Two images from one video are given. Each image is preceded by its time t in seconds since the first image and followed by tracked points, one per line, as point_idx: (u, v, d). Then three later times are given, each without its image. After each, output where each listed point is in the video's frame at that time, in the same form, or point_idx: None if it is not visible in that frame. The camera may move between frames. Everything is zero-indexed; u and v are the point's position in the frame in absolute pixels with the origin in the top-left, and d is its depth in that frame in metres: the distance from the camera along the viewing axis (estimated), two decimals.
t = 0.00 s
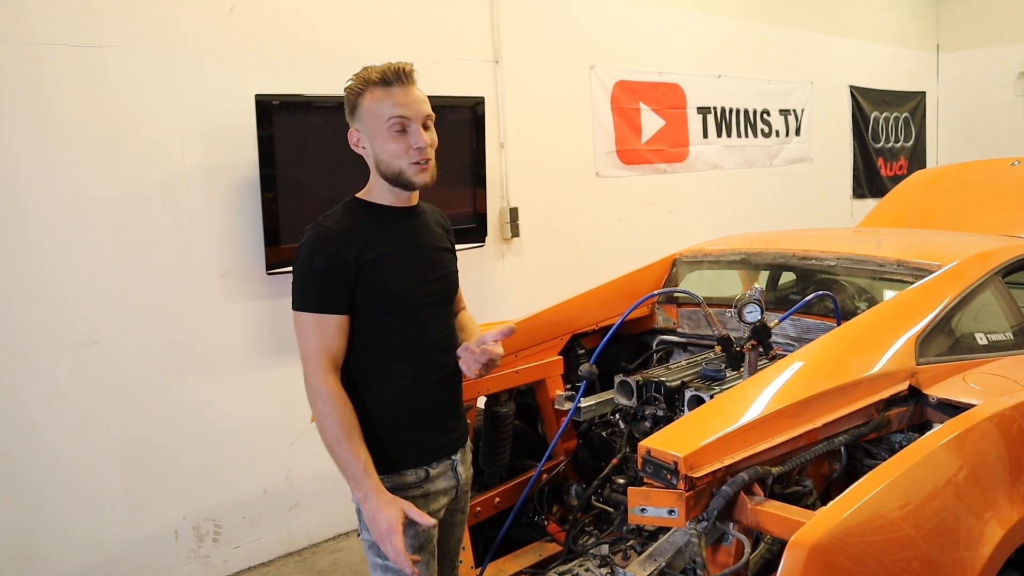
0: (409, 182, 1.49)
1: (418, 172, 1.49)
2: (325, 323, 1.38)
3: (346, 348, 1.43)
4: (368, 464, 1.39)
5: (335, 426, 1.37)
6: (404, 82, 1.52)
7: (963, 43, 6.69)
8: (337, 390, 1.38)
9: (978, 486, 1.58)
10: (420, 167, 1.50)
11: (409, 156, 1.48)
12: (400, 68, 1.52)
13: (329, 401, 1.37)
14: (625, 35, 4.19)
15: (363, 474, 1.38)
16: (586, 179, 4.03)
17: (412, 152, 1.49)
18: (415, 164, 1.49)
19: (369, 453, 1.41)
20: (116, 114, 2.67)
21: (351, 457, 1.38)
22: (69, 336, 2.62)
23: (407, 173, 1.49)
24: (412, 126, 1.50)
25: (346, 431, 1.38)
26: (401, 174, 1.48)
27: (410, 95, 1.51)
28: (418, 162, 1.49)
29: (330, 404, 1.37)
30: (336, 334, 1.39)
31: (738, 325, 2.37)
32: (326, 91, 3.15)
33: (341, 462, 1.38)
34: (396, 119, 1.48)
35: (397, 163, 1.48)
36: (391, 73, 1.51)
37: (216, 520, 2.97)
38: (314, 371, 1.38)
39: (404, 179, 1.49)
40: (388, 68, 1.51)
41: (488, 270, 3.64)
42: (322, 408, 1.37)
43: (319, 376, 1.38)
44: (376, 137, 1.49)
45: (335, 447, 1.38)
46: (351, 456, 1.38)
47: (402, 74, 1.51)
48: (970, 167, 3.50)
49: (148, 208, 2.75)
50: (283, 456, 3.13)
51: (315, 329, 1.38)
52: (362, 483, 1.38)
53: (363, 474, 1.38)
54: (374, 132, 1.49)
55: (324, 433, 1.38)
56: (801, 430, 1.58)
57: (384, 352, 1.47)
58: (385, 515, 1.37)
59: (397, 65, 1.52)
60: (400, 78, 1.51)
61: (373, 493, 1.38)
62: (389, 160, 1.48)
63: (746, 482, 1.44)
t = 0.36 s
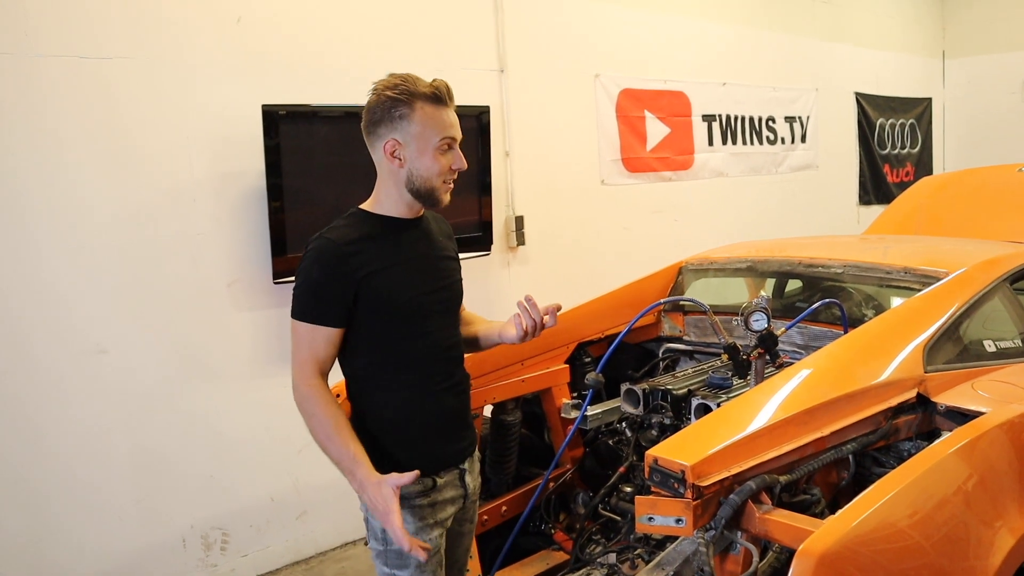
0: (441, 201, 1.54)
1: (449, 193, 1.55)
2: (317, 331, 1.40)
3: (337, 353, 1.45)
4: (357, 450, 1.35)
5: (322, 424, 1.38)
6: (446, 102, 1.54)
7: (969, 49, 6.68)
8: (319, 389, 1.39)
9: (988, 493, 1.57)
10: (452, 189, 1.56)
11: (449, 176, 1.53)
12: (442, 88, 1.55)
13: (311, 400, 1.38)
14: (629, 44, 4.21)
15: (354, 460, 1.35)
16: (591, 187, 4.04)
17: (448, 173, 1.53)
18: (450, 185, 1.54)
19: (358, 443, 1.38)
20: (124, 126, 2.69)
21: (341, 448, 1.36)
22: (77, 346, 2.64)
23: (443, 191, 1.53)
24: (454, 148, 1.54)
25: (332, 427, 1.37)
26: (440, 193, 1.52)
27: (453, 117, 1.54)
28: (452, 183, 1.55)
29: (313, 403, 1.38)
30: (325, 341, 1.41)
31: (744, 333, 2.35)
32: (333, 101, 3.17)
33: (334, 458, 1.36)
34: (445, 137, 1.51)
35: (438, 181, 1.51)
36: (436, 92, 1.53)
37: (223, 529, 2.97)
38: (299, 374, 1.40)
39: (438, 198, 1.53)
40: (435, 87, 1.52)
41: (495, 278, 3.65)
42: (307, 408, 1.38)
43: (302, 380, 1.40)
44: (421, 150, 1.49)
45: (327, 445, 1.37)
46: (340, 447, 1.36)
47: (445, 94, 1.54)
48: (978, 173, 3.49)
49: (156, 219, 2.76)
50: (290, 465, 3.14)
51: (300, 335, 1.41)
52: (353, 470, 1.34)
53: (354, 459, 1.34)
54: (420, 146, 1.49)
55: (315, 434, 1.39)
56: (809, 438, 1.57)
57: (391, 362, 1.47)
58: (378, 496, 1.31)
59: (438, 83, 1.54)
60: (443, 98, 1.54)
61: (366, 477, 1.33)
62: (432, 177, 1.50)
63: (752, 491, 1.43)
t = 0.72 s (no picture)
0: (406, 196, 1.51)
1: (416, 187, 1.50)
2: (341, 338, 1.38)
3: (364, 363, 1.43)
4: (401, 475, 1.43)
5: (366, 444, 1.39)
6: (417, 97, 1.53)
7: (972, 53, 6.68)
8: (362, 408, 1.39)
9: (992, 499, 1.57)
10: (420, 181, 1.50)
11: (411, 170, 1.50)
12: (414, 84, 1.54)
13: (356, 420, 1.38)
14: (631, 49, 4.21)
15: (403, 484, 1.42)
16: (594, 192, 4.04)
17: (410, 167, 1.50)
18: (412, 179, 1.50)
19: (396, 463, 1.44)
20: (127, 132, 2.70)
21: (385, 472, 1.41)
22: (81, 352, 2.65)
23: (406, 187, 1.50)
24: (419, 141, 1.51)
25: (375, 449, 1.40)
26: (399, 187, 1.50)
27: (420, 110, 1.52)
28: (418, 176, 1.50)
29: (355, 423, 1.38)
30: (356, 352, 1.40)
31: (747, 338, 2.37)
32: (336, 107, 3.17)
33: (373, 479, 1.40)
34: (404, 132, 1.50)
35: (398, 176, 1.50)
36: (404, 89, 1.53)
37: (227, 535, 2.98)
38: (338, 390, 1.38)
39: (403, 194, 1.51)
40: (401, 84, 1.54)
41: (497, 283, 3.65)
42: (350, 428, 1.38)
43: (344, 395, 1.38)
44: (384, 150, 1.53)
45: (367, 465, 1.40)
46: (385, 470, 1.40)
47: (415, 90, 1.54)
48: (981, 177, 3.48)
49: (160, 225, 2.78)
50: (293, 470, 3.14)
51: (337, 349, 1.38)
52: (403, 496, 1.41)
53: (404, 484, 1.42)
54: (383, 145, 1.52)
55: (351, 451, 1.40)
56: (812, 444, 1.57)
57: (394, 369, 1.47)
58: (433, 525, 1.44)
59: (411, 81, 1.54)
60: (412, 93, 1.53)
61: (418, 502, 1.44)
62: (392, 173, 1.51)
63: (756, 496, 1.43)
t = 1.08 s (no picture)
0: (396, 202, 1.50)
1: (404, 192, 1.49)
2: (334, 342, 1.38)
3: (357, 367, 1.43)
4: (373, 491, 1.41)
5: (346, 451, 1.38)
6: (401, 102, 1.53)
7: (969, 56, 6.69)
8: (349, 415, 1.39)
9: (992, 502, 1.56)
10: (406, 186, 1.49)
11: (397, 176, 1.49)
12: (398, 90, 1.54)
13: (341, 426, 1.38)
14: (629, 52, 4.22)
15: (372, 500, 1.40)
16: (592, 195, 4.04)
17: (396, 173, 1.50)
18: (399, 184, 1.49)
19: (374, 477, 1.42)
20: (126, 137, 2.70)
21: (358, 485, 1.39)
22: (79, 356, 2.64)
23: (395, 192, 1.50)
24: (403, 146, 1.51)
25: (355, 458, 1.39)
26: (388, 194, 1.50)
27: (403, 114, 1.52)
28: (404, 181, 1.49)
29: (341, 429, 1.38)
30: (347, 356, 1.39)
31: (745, 341, 2.36)
32: (334, 111, 3.18)
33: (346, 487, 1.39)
34: (387, 139, 1.51)
35: (385, 183, 1.51)
36: (388, 95, 1.54)
37: (226, 540, 2.97)
38: (328, 393, 1.39)
39: (392, 200, 1.51)
40: (386, 91, 1.55)
41: (496, 287, 3.65)
42: (333, 433, 1.38)
43: (333, 399, 1.38)
44: (374, 159, 1.54)
45: (343, 473, 1.39)
46: (360, 481, 1.39)
47: (399, 95, 1.53)
48: (980, 180, 3.48)
49: (158, 229, 2.77)
50: (292, 474, 3.13)
51: (330, 352, 1.38)
52: (369, 513, 1.39)
53: (372, 500, 1.40)
54: (372, 155, 1.54)
55: (332, 456, 1.39)
56: (811, 448, 1.57)
57: (392, 374, 1.47)
58: (392, 548, 1.40)
59: (395, 86, 1.55)
60: (396, 98, 1.53)
61: (383, 522, 1.40)
62: (381, 181, 1.52)
63: (755, 500, 1.43)
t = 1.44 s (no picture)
0: (399, 205, 1.50)
1: (408, 195, 1.50)
2: (334, 346, 1.38)
3: (355, 371, 1.43)
4: (359, 499, 1.41)
5: (337, 456, 1.39)
6: (404, 105, 1.53)
7: (964, 60, 6.72)
8: (342, 421, 1.39)
9: (989, 505, 1.57)
10: (410, 189, 1.50)
11: (400, 179, 1.49)
12: (401, 93, 1.54)
13: (335, 432, 1.38)
14: (627, 56, 4.23)
15: (357, 508, 1.41)
16: (590, 198, 4.05)
17: (399, 176, 1.50)
18: (403, 188, 1.49)
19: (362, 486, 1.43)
20: (123, 140, 2.70)
21: (343, 493, 1.40)
22: (76, 360, 2.63)
23: (398, 196, 1.50)
24: (406, 150, 1.51)
25: (346, 464, 1.40)
26: (391, 197, 1.50)
27: (406, 118, 1.52)
28: (407, 184, 1.49)
29: (334, 435, 1.39)
30: (345, 360, 1.39)
31: (743, 344, 2.38)
32: (332, 115, 3.18)
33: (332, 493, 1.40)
34: (391, 143, 1.51)
35: (389, 187, 1.50)
36: (391, 99, 1.54)
37: (223, 544, 2.96)
38: (325, 397, 1.39)
39: (395, 203, 1.51)
40: (389, 95, 1.55)
41: (494, 290, 3.65)
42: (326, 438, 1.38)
43: (328, 404, 1.39)
44: (376, 162, 1.54)
45: (332, 478, 1.40)
46: (347, 488, 1.40)
47: (402, 98, 1.54)
48: (975, 183, 3.49)
49: (155, 232, 2.77)
50: (289, 478, 3.13)
51: (328, 356, 1.38)
52: (352, 521, 1.40)
53: (357, 509, 1.40)
54: (374, 158, 1.54)
55: (323, 460, 1.40)
56: (809, 451, 1.57)
57: (391, 377, 1.47)
58: (369, 557, 1.41)
59: (398, 90, 1.55)
60: (399, 102, 1.54)
61: (365, 531, 1.41)
62: (383, 184, 1.51)
63: (753, 504, 1.43)
